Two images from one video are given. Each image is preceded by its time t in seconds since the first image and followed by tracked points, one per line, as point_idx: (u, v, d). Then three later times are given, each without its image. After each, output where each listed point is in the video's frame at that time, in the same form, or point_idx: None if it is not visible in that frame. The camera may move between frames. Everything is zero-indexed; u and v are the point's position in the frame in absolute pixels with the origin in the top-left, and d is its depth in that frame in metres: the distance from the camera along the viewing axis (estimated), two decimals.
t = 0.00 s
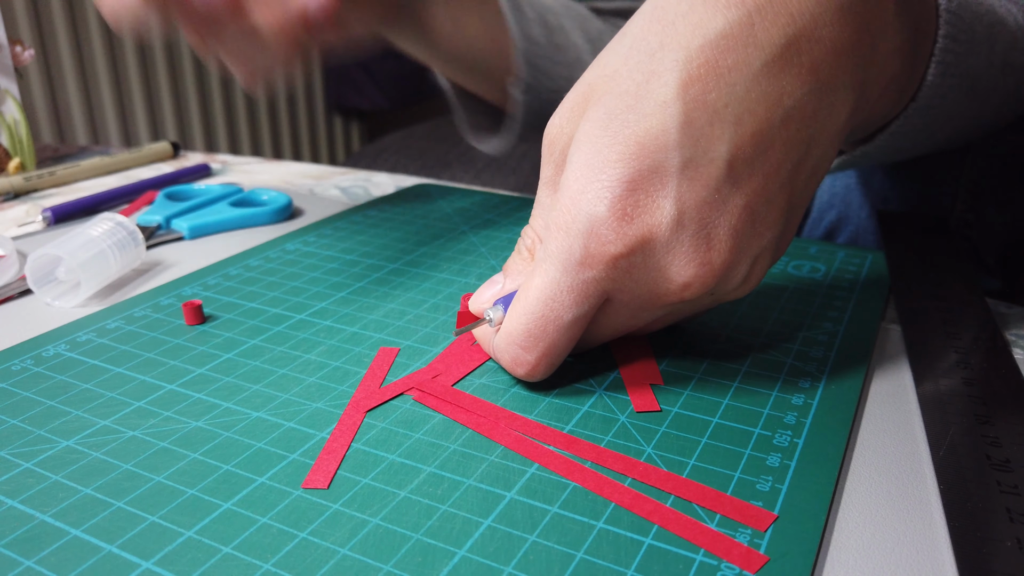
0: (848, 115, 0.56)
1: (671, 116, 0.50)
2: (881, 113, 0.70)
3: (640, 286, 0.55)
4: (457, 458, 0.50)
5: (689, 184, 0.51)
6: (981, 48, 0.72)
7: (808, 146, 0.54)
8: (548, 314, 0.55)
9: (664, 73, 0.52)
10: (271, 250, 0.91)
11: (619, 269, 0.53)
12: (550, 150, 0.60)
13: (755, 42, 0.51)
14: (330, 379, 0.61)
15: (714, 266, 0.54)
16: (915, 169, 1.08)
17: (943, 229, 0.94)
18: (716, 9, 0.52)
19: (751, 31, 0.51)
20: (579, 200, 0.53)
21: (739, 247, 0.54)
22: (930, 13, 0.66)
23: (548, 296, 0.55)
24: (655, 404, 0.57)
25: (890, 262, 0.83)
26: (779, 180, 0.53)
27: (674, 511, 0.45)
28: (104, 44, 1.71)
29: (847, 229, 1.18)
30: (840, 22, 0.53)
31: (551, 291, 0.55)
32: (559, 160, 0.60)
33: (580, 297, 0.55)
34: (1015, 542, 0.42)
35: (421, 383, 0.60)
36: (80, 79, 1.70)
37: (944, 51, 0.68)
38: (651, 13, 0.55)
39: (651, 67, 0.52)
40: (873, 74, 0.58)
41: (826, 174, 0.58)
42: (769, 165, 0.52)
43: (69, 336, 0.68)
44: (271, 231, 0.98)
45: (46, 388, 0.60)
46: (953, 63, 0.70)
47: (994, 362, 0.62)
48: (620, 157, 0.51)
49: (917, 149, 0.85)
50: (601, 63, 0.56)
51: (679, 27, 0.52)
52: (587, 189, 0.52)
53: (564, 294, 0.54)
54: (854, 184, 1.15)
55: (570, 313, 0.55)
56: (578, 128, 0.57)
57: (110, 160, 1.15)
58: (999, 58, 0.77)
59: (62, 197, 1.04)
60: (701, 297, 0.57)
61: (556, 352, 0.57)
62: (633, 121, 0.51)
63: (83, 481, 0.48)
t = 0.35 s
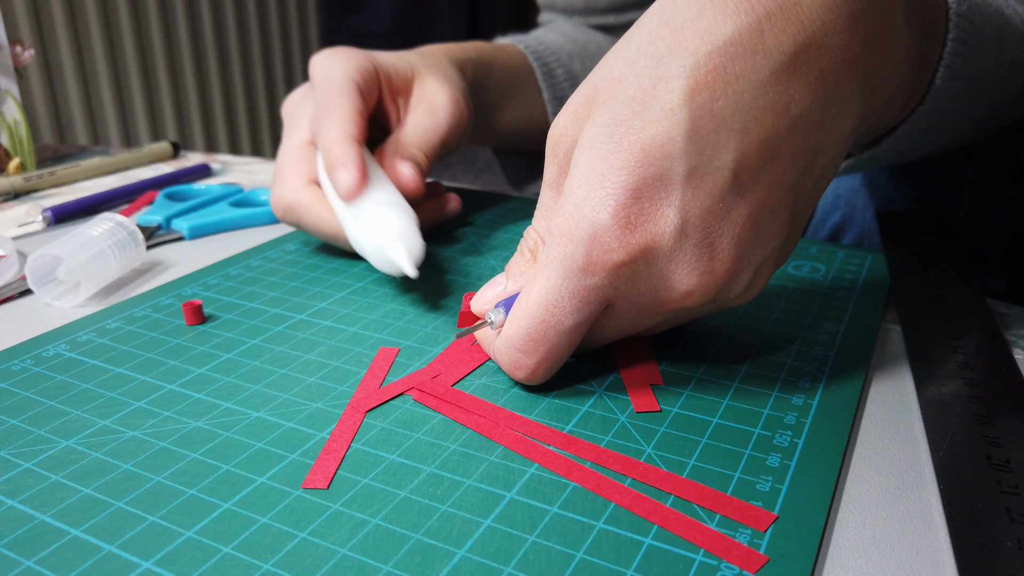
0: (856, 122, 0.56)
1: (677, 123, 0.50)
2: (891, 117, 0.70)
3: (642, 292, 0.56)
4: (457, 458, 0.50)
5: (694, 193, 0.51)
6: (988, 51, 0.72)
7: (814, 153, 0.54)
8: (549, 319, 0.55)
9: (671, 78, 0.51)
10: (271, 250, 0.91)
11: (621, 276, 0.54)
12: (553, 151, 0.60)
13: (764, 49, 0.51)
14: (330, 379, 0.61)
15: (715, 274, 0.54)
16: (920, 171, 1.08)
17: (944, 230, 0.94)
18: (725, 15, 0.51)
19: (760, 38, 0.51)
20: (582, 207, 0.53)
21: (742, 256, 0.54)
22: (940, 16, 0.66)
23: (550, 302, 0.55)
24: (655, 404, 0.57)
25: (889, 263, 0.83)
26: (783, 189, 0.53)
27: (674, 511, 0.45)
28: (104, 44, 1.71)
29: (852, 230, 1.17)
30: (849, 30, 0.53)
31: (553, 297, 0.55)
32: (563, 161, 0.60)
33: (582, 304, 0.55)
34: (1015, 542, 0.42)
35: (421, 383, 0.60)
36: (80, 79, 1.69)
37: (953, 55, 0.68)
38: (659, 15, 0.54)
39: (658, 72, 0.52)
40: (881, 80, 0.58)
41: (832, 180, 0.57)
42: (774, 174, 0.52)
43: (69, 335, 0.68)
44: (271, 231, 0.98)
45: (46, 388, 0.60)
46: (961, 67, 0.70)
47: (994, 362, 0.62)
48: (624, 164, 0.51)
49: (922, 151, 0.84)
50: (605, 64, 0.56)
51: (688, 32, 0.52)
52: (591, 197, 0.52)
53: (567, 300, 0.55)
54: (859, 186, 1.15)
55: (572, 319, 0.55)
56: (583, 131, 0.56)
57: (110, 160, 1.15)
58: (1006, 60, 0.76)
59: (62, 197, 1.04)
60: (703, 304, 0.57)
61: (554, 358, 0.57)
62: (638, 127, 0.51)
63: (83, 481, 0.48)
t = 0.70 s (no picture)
0: (858, 124, 0.56)
1: (679, 127, 0.50)
2: (895, 119, 0.70)
3: (641, 296, 0.56)
4: (457, 458, 0.50)
5: (694, 198, 0.51)
6: (990, 53, 0.72)
7: (816, 158, 0.54)
8: (548, 321, 0.55)
9: (673, 82, 0.51)
10: (271, 250, 0.91)
11: (621, 280, 0.54)
12: (554, 152, 0.60)
13: (767, 53, 0.51)
14: (330, 379, 0.61)
15: (715, 279, 0.54)
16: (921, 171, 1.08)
17: (945, 230, 0.94)
18: (729, 19, 0.51)
19: (763, 42, 0.51)
20: (583, 210, 0.53)
21: (742, 260, 0.54)
22: (943, 17, 0.66)
23: (549, 304, 0.55)
24: (655, 404, 0.57)
25: (889, 263, 0.83)
26: (785, 193, 0.53)
27: (674, 511, 0.45)
28: (104, 44, 1.71)
29: (853, 231, 1.17)
30: (853, 34, 0.53)
31: (552, 300, 0.55)
32: (563, 163, 0.60)
33: (581, 307, 0.55)
34: (1015, 542, 0.42)
35: (421, 383, 0.60)
36: (80, 79, 1.69)
37: (956, 56, 0.68)
38: (661, 17, 0.54)
39: (660, 75, 0.52)
40: (884, 83, 0.58)
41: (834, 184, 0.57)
42: (776, 179, 0.52)
43: (69, 335, 0.68)
44: (271, 231, 0.98)
45: (46, 388, 0.60)
46: (965, 68, 0.70)
47: (995, 362, 0.62)
48: (625, 168, 0.51)
49: (923, 153, 0.84)
50: (606, 65, 0.56)
51: (690, 35, 0.52)
52: (591, 200, 0.52)
53: (565, 303, 0.55)
54: (860, 187, 1.15)
55: (570, 321, 0.55)
56: (583, 134, 0.56)
57: (110, 160, 1.15)
58: (1009, 61, 0.76)
59: (62, 197, 1.04)
60: (702, 308, 0.57)
61: (552, 360, 0.57)
62: (639, 130, 0.51)
63: (83, 481, 0.48)
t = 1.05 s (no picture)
0: (857, 124, 0.56)
1: (677, 127, 0.50)
2: (894, 118, 0.70)
3: (640, 296, 0.56)
4: (457, 458, 0.50)
5: (693, 198, 0.51)
6: (989, 53, 0.72)
7: (815, 157, 0.54)
8: (547, 322, 0.55)
9: (672, 81, 0.51)
10: (271, 250, 0.91)
11: (619, 280, 0.54)
12: (553, 153, 0.60)
13: (765, 53, 0.51)
14: (330, 379, 0.61)
15: (715, 279, 0.54)
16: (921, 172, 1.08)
17: (944, 230, 0.94)
18: (727, 19, 0.51)
19: (761, 42, 0.51)
20: (581, 211, 0.53)
21: (741, 260, 0.54)
22: (942, 15, 0.66)
23: (548, 305, 0.55)
24: (655, 404, 0.57)
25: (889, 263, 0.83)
26: (784, 193, 0.53)
27: (674, 511, 0.45)
28: (104, 44, 1.70)
29: (852, 231, 1.18)
30: (851, 34, 0.53)
31: (551, 300, 0.55)
32: (562, 163, 0.60)
33: (580, 307, 0.55)
34: (1016, 542, 0.42)
35: (421, 383, 0.60)
36: (80, 79, 1.69)
37: (955, 55, 0.68)
38: (659, 16, 0.54)
39: (659, 75, 0.52)
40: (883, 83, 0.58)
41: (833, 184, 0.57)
42: (775, 178, 0.52)
43: (69, 335, 0.68)
44: (271, 231, 0.98)
45: (46, 388, 0.60)
46: (964, 68, 0.70)
47: (995, 362, 0.62)
48: (624, 168, 0.51)
49: (923, 152, 0.84)
50: (606, 65, 0.56)
51: (688, 35, 0.52)
52: (590, 201, 0.52)
53: (564, 303, 0.55)
54: (859, 187, 1.15)
55: (569, 322, 0.55)
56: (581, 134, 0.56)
57: (110, 160, 1.15)
58: (1008, 61, 0.76)
59: (62, 197, 1.04)
60: (702, 309, 0.57)
61: (551, 360, 0.57)
62: (637, 130, 0.51)
63: (83, 481, 0.48)
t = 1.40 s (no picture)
0: (857, 123, 0.56)
1: (677, 126, 0.50)
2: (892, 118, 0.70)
3: (640, 295, 0.56)
4: (457, 458, 0.50)
5: (693, 197, 0.51)
6: (988, 52, 0.72)
7: (814, 157, 0.54)
8: (547, 322, 0.55)
9: (671, 81, 0.51)
10: (271, 250, 0.91)
11: (619, 279, 0.54)
12: (552, 152, 0.60)
13: (764, 52, 0.51)
14: (330, 379, 0.61)
15: (714, 278, 0.54)
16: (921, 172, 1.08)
17: (944, 230, 0.94)
18: (726, 18, 0.51)
19: (760, 41, 0.51)
20: (581, 210, 0.53)
21: (741, 260, 0.54)
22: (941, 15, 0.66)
23: (548, 305, 0.55)
24: (655, 404, 0.57)
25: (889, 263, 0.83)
26: (783, 193, 0.53)
27: (674, 511, 0.45)
28: (104, 45, 1.70)
29: (853, 231, 1.18)
30: (850, 33, 0.53)
31: (551, 300, 0.55)
32: (561, 162, 0.60)
33: (580, 307, 0.55)
34: (1016, 542, 0.42)
35: (421, 383, 0.60)
36: (80, 79, 1.69)
37: (954, 54, 0.68)
38: (658, 16, 0.54)
39: (658, 74, 0.52)
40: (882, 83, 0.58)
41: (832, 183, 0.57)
42: (774, 177, 0.52)
43: (69, 335, 0.68)
44: (271, 231, 0.98)
45: (46, 388, 0.60)
46: (963, 67, 0.70)
47: (995, 362, 0.62)
48: (624, 167, 0.51)
49: (922, 152, 0.85)
50: (605, 65, 0.56)
51: (687, 34, 0.52)
52: (590, 200, 0.52)
53: (564, 303, 0.54)
54: (859, 187, 1.15)
55: (569, 321, 0.55)
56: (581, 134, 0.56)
57: (110, 160, 1.15)
58: (1007, 61, 0.76)
59: (62, 197, 1.04)
60: (701, 308, 0.57)
61: (551, 360, 0.57)
62: (637, 130, 0.51)
63: (83, 481, 0.48)
